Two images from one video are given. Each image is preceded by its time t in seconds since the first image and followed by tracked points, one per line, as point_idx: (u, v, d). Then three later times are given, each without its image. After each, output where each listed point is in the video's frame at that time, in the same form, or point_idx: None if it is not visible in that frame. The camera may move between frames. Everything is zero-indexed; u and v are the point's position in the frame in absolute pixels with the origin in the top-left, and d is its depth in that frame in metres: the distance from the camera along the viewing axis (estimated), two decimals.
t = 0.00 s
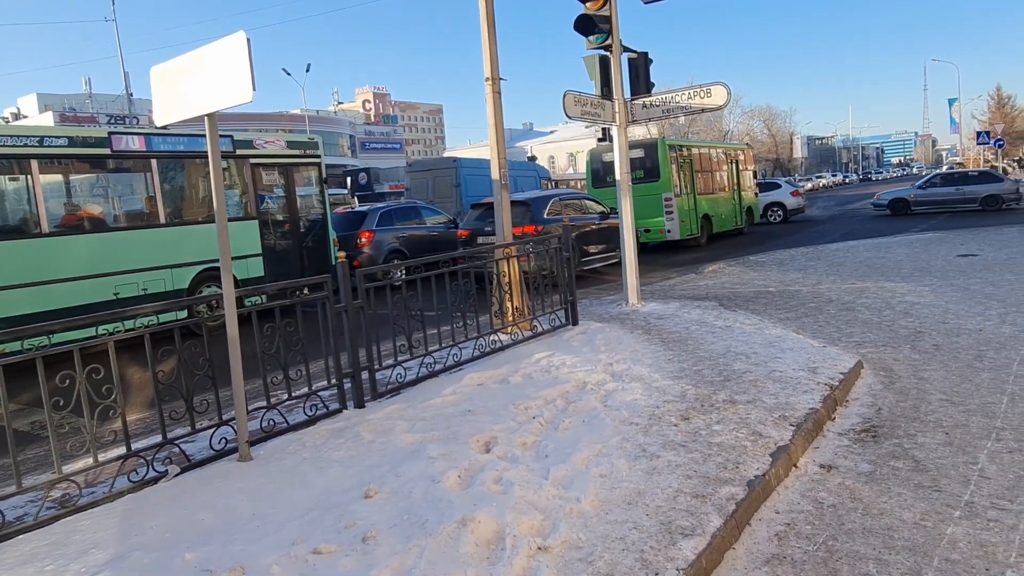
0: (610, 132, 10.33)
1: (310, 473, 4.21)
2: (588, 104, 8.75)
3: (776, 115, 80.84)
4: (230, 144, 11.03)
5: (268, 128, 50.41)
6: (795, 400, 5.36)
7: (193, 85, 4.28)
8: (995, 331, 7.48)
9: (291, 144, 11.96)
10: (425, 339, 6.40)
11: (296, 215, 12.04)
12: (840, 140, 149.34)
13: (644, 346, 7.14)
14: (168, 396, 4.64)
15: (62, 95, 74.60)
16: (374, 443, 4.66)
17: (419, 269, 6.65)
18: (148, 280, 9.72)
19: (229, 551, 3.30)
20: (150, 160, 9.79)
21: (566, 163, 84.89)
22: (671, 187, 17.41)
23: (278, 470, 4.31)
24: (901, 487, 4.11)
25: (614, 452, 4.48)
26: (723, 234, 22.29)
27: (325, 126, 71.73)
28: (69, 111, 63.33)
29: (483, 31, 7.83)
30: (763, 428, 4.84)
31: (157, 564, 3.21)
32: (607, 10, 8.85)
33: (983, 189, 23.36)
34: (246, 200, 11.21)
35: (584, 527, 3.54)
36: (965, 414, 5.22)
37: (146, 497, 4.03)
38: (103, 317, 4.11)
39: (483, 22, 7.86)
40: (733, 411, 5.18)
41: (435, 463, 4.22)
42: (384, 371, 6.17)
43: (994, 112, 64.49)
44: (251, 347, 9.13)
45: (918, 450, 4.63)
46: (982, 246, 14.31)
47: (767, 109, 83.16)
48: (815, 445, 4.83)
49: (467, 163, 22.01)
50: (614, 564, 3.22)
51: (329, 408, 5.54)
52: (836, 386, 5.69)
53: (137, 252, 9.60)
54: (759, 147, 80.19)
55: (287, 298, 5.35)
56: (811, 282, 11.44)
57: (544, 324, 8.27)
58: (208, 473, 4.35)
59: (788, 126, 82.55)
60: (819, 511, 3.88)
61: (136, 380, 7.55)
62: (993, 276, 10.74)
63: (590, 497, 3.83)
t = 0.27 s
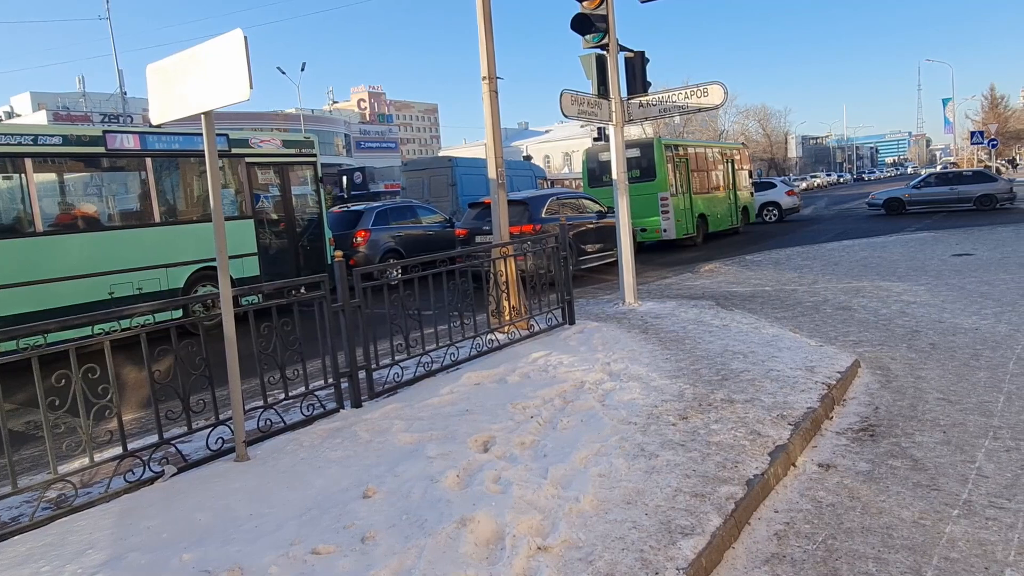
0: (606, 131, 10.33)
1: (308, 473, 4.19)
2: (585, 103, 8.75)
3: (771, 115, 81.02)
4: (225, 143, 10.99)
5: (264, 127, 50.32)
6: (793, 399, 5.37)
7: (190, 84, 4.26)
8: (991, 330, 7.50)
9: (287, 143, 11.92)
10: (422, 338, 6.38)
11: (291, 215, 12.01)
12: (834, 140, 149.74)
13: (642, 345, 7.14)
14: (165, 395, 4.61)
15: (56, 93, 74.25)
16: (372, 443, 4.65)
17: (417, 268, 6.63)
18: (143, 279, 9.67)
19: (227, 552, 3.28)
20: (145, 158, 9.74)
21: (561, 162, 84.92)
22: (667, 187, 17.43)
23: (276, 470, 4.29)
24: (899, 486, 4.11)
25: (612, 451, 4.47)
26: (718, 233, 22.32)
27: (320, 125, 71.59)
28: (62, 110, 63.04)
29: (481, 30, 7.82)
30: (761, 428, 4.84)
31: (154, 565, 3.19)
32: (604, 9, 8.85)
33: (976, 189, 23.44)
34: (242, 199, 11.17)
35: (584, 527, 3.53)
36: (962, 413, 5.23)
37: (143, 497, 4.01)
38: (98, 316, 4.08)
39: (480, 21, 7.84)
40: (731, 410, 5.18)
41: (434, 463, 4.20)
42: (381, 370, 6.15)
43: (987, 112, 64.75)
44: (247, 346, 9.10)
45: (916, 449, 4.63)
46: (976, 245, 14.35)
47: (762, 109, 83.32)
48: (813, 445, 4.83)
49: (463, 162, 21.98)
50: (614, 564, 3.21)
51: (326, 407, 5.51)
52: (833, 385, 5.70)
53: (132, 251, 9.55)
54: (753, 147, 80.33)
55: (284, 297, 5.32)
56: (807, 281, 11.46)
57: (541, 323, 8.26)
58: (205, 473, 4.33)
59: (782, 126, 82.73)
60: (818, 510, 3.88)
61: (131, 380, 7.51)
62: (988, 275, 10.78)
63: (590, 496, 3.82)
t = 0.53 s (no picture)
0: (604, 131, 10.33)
1: (308, 473, 4.18)
2: (583, 103, 8.75)
3: (767, 115, 81.17)
4: (223, 141, 10.96)
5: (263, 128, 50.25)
6: (792, 399, 5.37)
7: (189, 83, 4.25)
8: (988, 330, 7.52)
9: (284, 142, 11.90)
10: (421, 337, 6.38)
11: (288, 214, 11.98)
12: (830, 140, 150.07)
13: (641, 345, 7.14)
14: (164, 394, 4.59)
15: (51, 92, 74.01)
16: (372, 442, 4.64)
17: (416, 267, 6.62)
18: (140, 278, 9.65)
19: (227, 551, 3.27)
20: (142, 157, 9.71)
21: (557, 162, 84.96)
22: (665, 186, 17.44)
23: (276, 469, 4.28)
24: (899, 486, 4.12)
25: (613, 450, 4.47)
26: (715, 233, 22.34)
27: (316, 125, 71.49)
28: (58, 108, 62.83)
29: (479, 29, 7.81)
30: (761, 427, 4.84)
31: (155, 565, 3.18)
32: (602, 8, 8.85)
33: (972, 189, 23.50)
34: (239, 198, 11.14)
35: (585, 526, 3.53)
36: (961, 412, 5.25)
37: (142, 497, 4.00)
38: (98, 315, 4.07)
39: (479, 21, 7.84)
40: (731, 409, 5.18)
41: (434, 462, 4.19)
42: (381, 369, 6.14)
43: (983, 113, 64.94)
44: (245, 345, 9.08)
45: (916, 448, 4.64)
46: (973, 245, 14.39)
47: (758, 109, 83.44)
48: (813, 444, 4.84)
49: (460, 161, 21.96)
50: (616, 563, 3.21)
51: (325, 407, 5.50)
52: (832, 384, 5.71)
53: (129, 250, 9.53)
54: (750, 147, 80.45)
55: (283, 296, 5.31)
56: (804, 281, 11.48)
57: (540, 322, 8.26)
58: (205, 472, 4.31)
59: (778, 126, 82.88)
60: (819, 509, 3.88)
61: (129, 379, 7.49)
62: (984, 275, 10.81)
63: (591, 495, 3.82)
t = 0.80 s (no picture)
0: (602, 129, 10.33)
1: (307, 471, 4.17)
2: (581, 101, 8.74)
3: (763, 114, 81.25)
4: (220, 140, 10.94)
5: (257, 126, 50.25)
6: (791, 396, 5.38)
7: (186, 82, 4.24)
8: (985, 328, 7.54)
9: (281, 140, 11.87)
10: (420, 336, 6.37)
11: (286, 212, 11.96)
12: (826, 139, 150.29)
13: (639, 343, 7.14)
14: (162, 393, 4.58)
15: (46, 90, 73.78)
16: (371, 441, 4.63)
17: (414, 266, 6.61)
18: (137, 276, 9.62)
19: (227, 549, 3.26)
20: (138, 156, 9.68)
21: (554, 161, 84.98)
22: (662, 185, 17.45)
23: (275, 467, 4.27)
24: (898, 483, 4.13)
25: (612, 448, 4.47)
26: (713, 232, 22.36)
27: (312, 123, 71.37)
28: (53, 106, 62.67)
29: (477, 27, 7.80)
30: (760, 425, 4.84)
31: (154, 563, 3.17)
32: (600, 7, 8.84)
33: (968, 189, 23.54)
34: (236, 197, 11.12)
35: (585, 524, 3.53)
36: (959, 410, 5.25)
37: (140, 495, 3.99)
38: (96, 313, 4.06)
39: (477, 19, 7.83)
40: (729, 407, 5.19)
41: (434, 460, 4.19)
42: (379, 368, 6.14)
43: (978, 112, 65.08)
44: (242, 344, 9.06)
45: (914, 446, 4.65)
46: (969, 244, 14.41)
47: (755, 108, 83.50)
48: (811, 442, 4.84)
49: (457, 160, 21.95)
50: (616, 561, 3.21)
51: (324, 405, 5.49)
52: (830, 382, 5.72)
53: (125, 248, 9.51)
54: (746, 146, 80.51)
55: (281, 295, 5.30)
56: (802, 280, 11.49)
57: (538, 321, 8.26)
58: (203, 471, 4.31)
59: (775, 125, 82.98)
60: (818, 507, 3.89)
61: (126, 377, 7.46)
62: (981, 274, 10.83)
63: (590, 493, 3.82)
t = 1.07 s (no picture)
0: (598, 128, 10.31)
1: (300, 471, 4.15)
2: (577, 100, 8.72)
3: (760, 114, 81.35)
4: (215, 138, 10.88)
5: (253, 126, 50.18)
6: (786, 396, 5.37)
7: (178, 79, 4.21)
8: (981, 328, 7.53)
9: (277, 139, 11.84)
10: (415, 335, 6.34)
11: (281, 211, 11.92)
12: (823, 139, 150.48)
13: (635, 343, 7.13)
14: (154, 393, 4.55)
15: (41, 89, 73.57)
16: (364, 440, 4.61)
17: (409, 265, 6.59)
18: (131, 275, 9.57)
19: (218, 550, 3.24)
20: (133, 154, 9.64)
21: (551, 160, 84.97)
22: (658, 184, 17.44)
23: (268, 467, 4.25)
24: (893, 483, 4.12)
25: (607, 448, 4.45)
26: (709, 231, 22.36)
27: (309, 122, 71.25)
28: (48, 105, 62.48)
29: (473, 26, 7.78)
30: (755, 425, 4.83)
31: (145, 564, 3.15)
32: (597, 5, 8.82)
33: (964, 189, 23.57)
34: (231, 195, 11.08)
35: (579, 524, 3.51)
36: (954, 410, 5.25)
37: (133, 495, 3.97)
38: (88, 312, 4.03)
39: (473, 17, 7.80)
40: (724, 407, 5.18)
41: (427, 460, 4.17)
42: (373, 367, 6.11)
43: (975, 113, 65.18)
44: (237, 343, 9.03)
45: (910, 446, 4.64)
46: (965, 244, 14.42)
47: (752, 108, 83.57)
48: (806, 442, 4.83)
49: (453, 159, 21.92)
50: (610, 561, 3.19)
51: (318, 405, 5.47)
52: (825, 382, 5.71)
53: (119, 247, 9.48)
54: (743, 145, 80.56)
55: (275, 294, 5.26)
56: (798, 279, 11.49)
57: (533, 320, 8.24)
58: (195, 471, 4.28)
59: (771, 125, 83.07)
60: (813, 507, 3.87)
61: (120, 377, 7.42)
62: (977, 273, 10.83)
63: (585, 494, 3.80)
